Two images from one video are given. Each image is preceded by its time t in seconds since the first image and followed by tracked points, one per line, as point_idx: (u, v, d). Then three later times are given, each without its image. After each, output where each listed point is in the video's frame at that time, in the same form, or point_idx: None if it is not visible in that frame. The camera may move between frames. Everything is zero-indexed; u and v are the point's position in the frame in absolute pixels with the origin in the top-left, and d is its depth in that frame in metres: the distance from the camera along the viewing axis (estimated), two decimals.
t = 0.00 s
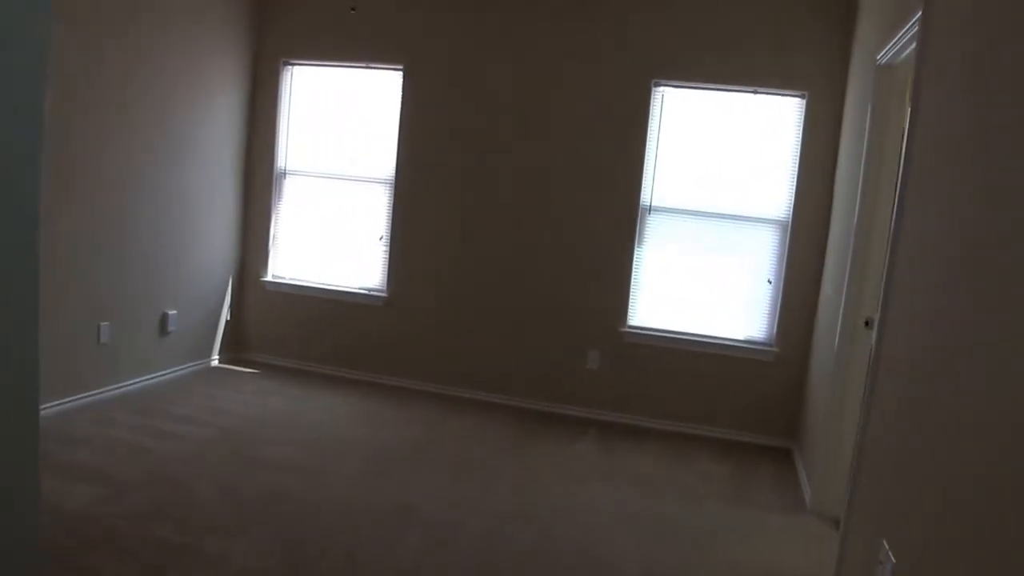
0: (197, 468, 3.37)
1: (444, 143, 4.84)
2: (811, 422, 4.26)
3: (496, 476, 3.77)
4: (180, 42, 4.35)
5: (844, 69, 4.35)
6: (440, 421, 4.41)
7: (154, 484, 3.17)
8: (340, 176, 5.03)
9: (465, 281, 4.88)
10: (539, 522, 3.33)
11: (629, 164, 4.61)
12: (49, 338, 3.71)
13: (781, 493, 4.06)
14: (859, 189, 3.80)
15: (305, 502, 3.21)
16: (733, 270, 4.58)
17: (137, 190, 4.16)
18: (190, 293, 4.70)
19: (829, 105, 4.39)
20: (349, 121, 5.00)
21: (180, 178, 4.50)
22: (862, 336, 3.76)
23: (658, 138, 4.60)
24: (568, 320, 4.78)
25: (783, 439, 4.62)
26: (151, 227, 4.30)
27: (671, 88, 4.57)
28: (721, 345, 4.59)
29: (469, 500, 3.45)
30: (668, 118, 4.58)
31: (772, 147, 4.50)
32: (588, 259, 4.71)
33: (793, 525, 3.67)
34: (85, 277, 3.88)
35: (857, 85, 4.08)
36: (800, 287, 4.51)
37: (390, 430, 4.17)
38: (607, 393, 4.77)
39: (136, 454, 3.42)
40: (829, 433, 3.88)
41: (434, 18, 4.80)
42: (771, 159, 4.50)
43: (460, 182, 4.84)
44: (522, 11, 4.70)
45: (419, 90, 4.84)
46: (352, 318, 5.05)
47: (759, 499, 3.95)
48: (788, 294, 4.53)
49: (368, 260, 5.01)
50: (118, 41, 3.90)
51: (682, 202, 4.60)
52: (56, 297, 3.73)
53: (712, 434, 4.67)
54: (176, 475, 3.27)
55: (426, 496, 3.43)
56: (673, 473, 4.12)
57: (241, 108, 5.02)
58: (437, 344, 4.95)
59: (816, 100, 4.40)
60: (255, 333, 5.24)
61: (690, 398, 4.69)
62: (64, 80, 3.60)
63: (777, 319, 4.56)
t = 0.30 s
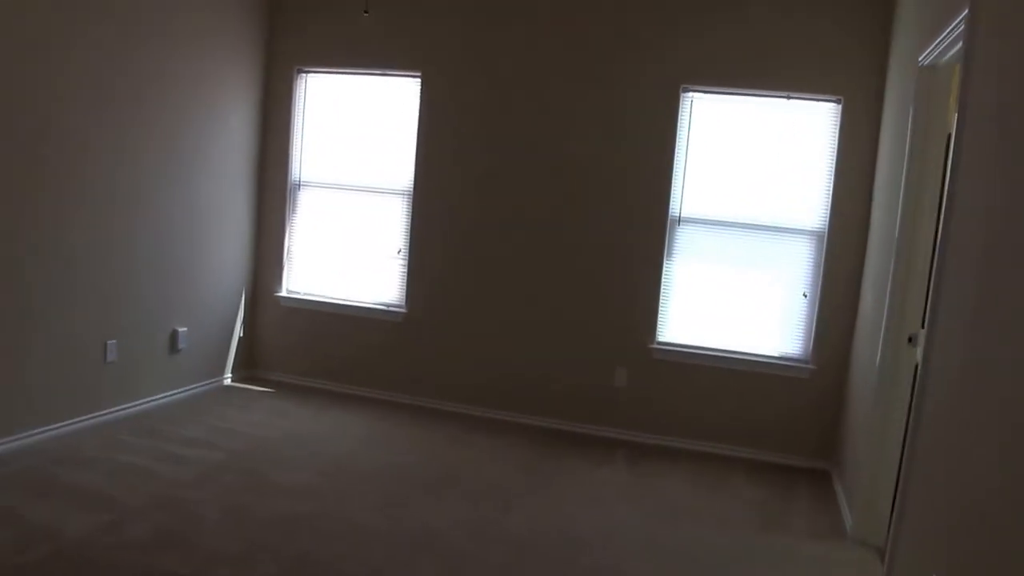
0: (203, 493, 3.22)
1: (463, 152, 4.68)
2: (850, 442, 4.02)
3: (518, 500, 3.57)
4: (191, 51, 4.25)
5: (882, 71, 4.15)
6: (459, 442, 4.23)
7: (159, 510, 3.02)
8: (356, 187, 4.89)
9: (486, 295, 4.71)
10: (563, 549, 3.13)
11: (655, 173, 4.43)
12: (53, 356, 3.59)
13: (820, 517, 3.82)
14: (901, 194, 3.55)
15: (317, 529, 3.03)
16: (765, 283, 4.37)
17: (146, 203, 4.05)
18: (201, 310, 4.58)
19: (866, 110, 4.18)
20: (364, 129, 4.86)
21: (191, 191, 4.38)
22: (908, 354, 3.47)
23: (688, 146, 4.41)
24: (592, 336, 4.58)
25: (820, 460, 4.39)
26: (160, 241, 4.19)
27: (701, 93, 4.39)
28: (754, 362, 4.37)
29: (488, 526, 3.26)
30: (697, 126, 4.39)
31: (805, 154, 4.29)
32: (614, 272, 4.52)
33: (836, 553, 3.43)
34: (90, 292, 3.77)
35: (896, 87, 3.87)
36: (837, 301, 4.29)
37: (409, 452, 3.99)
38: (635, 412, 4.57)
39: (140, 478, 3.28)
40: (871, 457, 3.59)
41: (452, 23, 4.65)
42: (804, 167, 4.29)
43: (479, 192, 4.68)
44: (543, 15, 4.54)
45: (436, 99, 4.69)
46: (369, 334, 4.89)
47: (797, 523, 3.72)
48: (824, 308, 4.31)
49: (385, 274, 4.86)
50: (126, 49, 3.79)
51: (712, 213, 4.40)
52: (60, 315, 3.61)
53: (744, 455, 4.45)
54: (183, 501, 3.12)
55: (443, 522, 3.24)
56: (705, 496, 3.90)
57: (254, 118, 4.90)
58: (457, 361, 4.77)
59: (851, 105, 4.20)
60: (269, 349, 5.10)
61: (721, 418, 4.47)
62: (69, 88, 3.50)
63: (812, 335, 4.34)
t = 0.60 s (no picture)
0: (214, 516, 3.09)
1: (485, 161, 4.55)
2: (892, 461, 3.80)
3: (544, 523, 3.41)
4: (204, 60, 4.17)
5: (924, 70, 3.95)
6: (483, 462, 4.07)
7: (167, 535, 2.89)
8: (376, 198, 4.77)
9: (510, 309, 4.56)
10: None
11: (685, 180, 4.26)
12: (62, 374, 3.50)
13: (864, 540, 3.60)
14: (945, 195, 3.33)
15: (331, 555, 2.88)
16: (802, 295, 4.18)
17: (158, 215, 3.96)
18: (217, 325, 4.48)
19: (907, 111, 3.99)
20: (383, 138, 4.74)
21: (206, 203, 4.29)
22: (954, 365, 3.25)
23: (720, 153, 4.24)
24: (621, 350, 4.41)
25: (862, 480, 4.17)
26: (174, 255, 4.09)
27: (732, 98, 4.22)
28: (791, 377, 4.17)
29: (511, 551, 3.09)
30: (729, 131, 4.22)
31: (842, 159, 4.10)
32: (643, 283, 4.35)
33: None
34: (101, 308, 3.68)
35: (939, 86, 3.68)
36: (877, 312, 4.08)
37: (431, 473, 3.84)
38: (666, 430, 4.38)
39: (150, 501, 3.16)
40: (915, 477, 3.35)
41: (473, 28, 4.53)
42: (842, 172, 4.11)
43: (502, 202, 4.54)
44: (567, 18, 4.40)
45: (457, 107, 4.57)
46: (390, 349, 4.76)
47: (840, 547, 3.50)
48: (865, 319, 4.10)
49: (407, 288, 4.73)
50: (134, 58, 3.71)
51: (745, 221, 4.23)
52: (68, 331, 3.52)
53: (781, 474, 4.24)
54: (192, 526, 2.98)
55: (464, 547, 3.08)
56: (741, 518, 3.70)
57: (271, 128, 4.81)
58: (480, 377, 4.62)
59: (890, 106, 4.01)
60: (288, 366, 4.98)
61: (757, 436, 4.27)
62: (75, 97, 3.42)
63: (852, 348, 4.14)
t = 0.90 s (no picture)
0: (229, 536, 3.01)
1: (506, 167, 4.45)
2: (931, 472, 3.63)
3: (570, 540, 3.28)
4: (218, 69, 4.11)
5: (958, 66, 3.81)
6: (506, 476, 3.96)
7: (180, 555, 2.81)
8: (395, 207, 4.69)
9: (533, 319, 4.45)
10: None
11: (712, 184, 4.14)
12: (76, 391, 3.45)
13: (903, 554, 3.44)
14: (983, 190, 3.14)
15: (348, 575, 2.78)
16: (834, 301, 4.04)
17: (172, 228, 3.89)
18: (235, 339, 4.41)
19: (941, 108, 3.84)
20: (402, 145, 4.66)
21: (222, 214, 4.23)
22: (992, 372, 3.05)
23: (747, 156, 4.12)
24: (647, 359, 4.29)
25: (900, 492, 4.01)
26: (189, 267, 4.03)
27: (759, 99, 4.10)
28: (825, 387, 4.03)
29: (533, 569, 2.97)
30: (757, 134, 4.10)
31: (874, 160, 3.97)
32: (669, 291, 4.23)
33: None
34: (116, 323, 3.62)
35: (973, 82, 3.54)
36: (913, 318, 3.94)
37: (454, 489, 3.74)
38: (696, 442, 4.25)
39: (164, 521, 3.09)
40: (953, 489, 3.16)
41: (491, 32, 4.45)
42: (874, 174, 3.97)
43: (523, 209, 4.44)
44: (587, 21, 4.31)
45: (476, 112, 4.49)
46: (410, 360, 4.67)
47: (877, 560, 3.35)
48: (900, 325, 3.95)
49: (427, 298, 4.64)
50: (145, 67, 3.66)
51: (775, 226, 4.10)
52: (81, 344, 3.46)
53: (816, 487, 4.09)
54: (204, 546, 2.90)
55: (485, 565, 2.97)
56: (774, 532, 3.55)
57: (288, 137, 4.75)
58: (503, 388, 4.52)
59: (924, 104, 3.87)
60: (308, 378, 4.91)
61: (790, 447, 4.13)
62: (84, 106, 3.36)
63: (887, 355, 3.99)
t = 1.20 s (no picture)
0: (245, 551, 2.96)
1: (522, 172, 4.40)
2: (961, 479, 3.53)
3: (590, 552, 3.22)
4: (231, 77, 4.08)
5: (983, 62, 3.71)
6: (524, 487, 3.89)
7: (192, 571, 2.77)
8: (411, 213, 4.65)
9: (550, 325, 4.39)
10: None
11: (732, 187, 4.07)
12: (91, 404, 3.42)
13: (932, 563, 3.34)
14: (1010, 189, 3.05)
15: None
16: (859, 304, 3.96)
17: (187, 238, 3.86)
18: (250, 349, 4.38)
19: (966, 106, 3.75)
20: (418, 151, 4.62)
21: (236, 224, 4.19)
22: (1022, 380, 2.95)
23: (767, 157, 4.04)
24: (668, 366, 4.22)
25: (930, 499, 3.91)
26: (203, 278, 4.00)
27: (779, 98, 4.03)
28: (850, 392, 3.94)
29: None
30: (778, 135, 4.03)
31: (898, 161, 3.89)
32: (689, 295, 4.16)
33: None
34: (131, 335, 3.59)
35: (999, 78, 3.45)
36: (941, 321, 3.84)
37: (473, 501, 3.68)
38: (719, 450, 4.16)
39: (179, 536, 3.05)
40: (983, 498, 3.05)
41: (506, 35, 4.41)
42: (898, 174, 3.89)
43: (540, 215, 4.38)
44: (603, 24, 4.25)
45: (491, 117, 4.44)
46: (428, 368, 4.62)
47: (906, 569, 3.26)
48: (927, 328, 3.86)
49: (444, 305, 4.59)
50: (158, 77, 3.63)
51: (797, 229, 4.02)
52: (96, 357, 3.43)
53: (842, 494, 4.00)
54: (216, 561, 2.85)
55: None
56: (799, 541, 3.47)
57: (303, 144, 4.72)
58: (522, 395, 4.46)
59: (949, 101, 3.77)
60: (324, 388, 4.86)
61: (815, 454, 4.04)
62: (96, 117, 3.34)
63: (914, 360, 3.90)
